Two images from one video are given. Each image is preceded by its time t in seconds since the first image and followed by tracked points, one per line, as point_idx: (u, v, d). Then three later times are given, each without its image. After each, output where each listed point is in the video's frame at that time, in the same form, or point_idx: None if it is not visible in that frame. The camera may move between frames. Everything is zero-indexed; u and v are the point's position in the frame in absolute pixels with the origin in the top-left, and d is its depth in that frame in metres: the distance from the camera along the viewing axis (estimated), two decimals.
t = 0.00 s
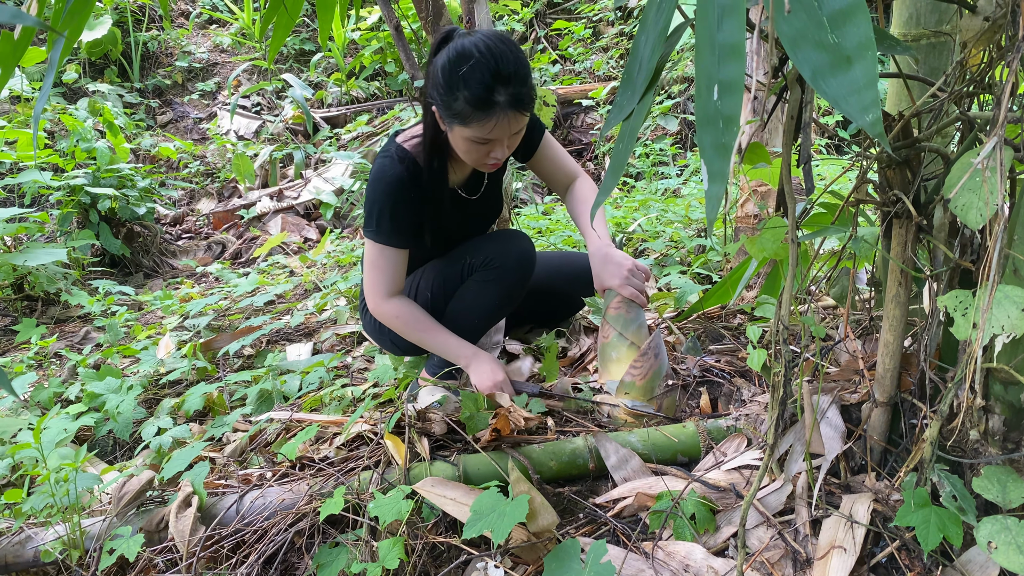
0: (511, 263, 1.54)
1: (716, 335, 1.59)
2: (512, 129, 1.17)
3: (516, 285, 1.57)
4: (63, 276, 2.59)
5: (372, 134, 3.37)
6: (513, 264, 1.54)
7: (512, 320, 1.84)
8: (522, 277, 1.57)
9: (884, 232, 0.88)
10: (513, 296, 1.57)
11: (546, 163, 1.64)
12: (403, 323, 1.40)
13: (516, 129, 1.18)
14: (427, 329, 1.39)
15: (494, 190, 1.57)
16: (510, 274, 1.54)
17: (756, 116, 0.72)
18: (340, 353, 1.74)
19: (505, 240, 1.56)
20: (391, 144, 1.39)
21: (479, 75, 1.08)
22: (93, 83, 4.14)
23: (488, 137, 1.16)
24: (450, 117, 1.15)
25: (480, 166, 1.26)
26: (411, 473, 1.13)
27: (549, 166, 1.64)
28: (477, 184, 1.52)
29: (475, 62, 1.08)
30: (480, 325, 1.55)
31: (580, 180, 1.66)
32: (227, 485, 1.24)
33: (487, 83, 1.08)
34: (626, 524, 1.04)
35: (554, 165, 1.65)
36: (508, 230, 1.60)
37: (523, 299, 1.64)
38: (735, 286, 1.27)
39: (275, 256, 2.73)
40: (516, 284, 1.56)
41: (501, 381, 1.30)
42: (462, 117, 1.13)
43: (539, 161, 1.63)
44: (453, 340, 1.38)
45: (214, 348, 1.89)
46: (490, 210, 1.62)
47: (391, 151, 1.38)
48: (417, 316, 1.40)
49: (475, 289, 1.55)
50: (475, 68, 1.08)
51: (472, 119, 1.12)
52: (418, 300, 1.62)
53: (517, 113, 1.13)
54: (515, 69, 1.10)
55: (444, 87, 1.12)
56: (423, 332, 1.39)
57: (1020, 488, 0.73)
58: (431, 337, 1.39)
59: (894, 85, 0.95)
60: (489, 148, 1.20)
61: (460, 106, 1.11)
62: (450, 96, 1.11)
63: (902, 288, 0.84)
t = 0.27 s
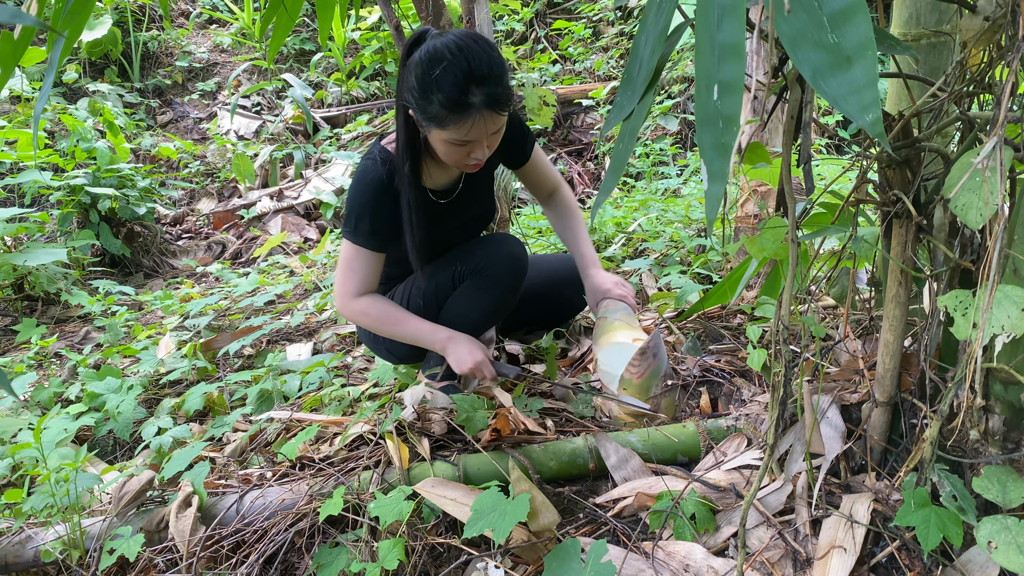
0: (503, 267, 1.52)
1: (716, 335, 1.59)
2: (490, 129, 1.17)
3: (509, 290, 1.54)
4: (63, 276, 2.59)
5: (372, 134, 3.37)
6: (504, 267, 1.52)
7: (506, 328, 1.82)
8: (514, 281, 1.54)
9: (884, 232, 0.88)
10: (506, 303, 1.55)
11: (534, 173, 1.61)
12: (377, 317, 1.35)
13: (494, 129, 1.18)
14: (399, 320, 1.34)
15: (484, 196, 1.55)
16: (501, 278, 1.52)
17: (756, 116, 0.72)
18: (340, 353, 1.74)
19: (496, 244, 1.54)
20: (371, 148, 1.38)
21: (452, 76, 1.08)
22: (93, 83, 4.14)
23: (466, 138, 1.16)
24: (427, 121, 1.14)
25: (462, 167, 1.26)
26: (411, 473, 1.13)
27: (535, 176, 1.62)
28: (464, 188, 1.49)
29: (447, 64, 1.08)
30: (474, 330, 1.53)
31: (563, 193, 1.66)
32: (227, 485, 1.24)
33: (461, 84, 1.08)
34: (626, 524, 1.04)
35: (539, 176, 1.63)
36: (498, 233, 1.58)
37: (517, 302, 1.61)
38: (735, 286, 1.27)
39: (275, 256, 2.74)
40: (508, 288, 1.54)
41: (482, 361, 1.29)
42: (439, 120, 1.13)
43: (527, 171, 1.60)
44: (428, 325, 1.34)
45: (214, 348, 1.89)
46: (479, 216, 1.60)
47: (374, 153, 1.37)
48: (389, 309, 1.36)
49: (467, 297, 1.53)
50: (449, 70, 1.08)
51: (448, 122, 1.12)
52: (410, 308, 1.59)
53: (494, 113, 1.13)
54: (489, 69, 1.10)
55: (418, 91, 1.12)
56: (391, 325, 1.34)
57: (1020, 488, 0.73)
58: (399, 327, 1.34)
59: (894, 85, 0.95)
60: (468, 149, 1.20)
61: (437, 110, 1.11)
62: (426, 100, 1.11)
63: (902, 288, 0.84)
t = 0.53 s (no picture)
0: (499, 268, 1.51)
1: (716, 335, 1.58)
2: (488, 135, 1.17)
3: (504, 291, 1.54)
4: (63, 275, 2.59)
5: (372, 134, 3.37)
6: (500, 268, 1.51)
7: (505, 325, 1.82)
8: (510, 281, 1.54)
9: (884, 232, 0.88)
10: (503, 303, 1.55)
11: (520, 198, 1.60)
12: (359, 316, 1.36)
13: (493, 134, 1.19)
14: (378, 321, 1.36)
15: (482, 202, 1.55)
16: (497, 279, 1.51)
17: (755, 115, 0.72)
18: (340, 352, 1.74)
19: (491, 244, 1.53)
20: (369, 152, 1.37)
21: (449, 82, 1.08)
22: (93, 82, 4.14)
23: (464, 145, 1.16)
24: (425, 128, 1.14)
25: (462, 172, 1.26)
26: (411, 473, 1.13)
27: (520, 202, 1.60)
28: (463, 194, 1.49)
29: (444, 71, 1.08)
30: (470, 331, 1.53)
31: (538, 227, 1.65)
32: (226, 485, 1.24)
33: (459, 91, 1.08)
34: (626, 523, 1.04)
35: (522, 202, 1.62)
36: (493, 232, 1.57)
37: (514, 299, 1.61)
38: (735, 286, 1.27)
39: (275, 255, 2.73)
40: (505, 288, 1.53)
41: (458, 361, 1.30)
42: (437, 127, 1.13)
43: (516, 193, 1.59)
44: (407, 327, 1.35)
45: (214, 347, 1.89)
46: (476, 220, 1.60)
47: (371, 158, 1.36)
48: (370, 309, 1.37)
49: (463, 297, 1.52)
50: (446, 78, 1.08)
51: (447, 128, 1.12)
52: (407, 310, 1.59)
53: (492, 119, 1.14)
54: (486, 75, 1.10)
55: (415, 98, 1.12)
56: (371, 325, 1.35)
57: (1020, 487, 0.73)
58: (380, 326, 1.35)
59: (893, 84, 0.95)
60: (467, 155, 1.20)
61: (434, 117, 1.11)
62: (423, 107, 1.11)
63: (902, 287, 0.84)
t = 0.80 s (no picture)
0: (497, 266, 1.50)
1: (716, 334, 1.58)
2: (489, 145, 1.17)
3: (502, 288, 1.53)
4: (62, 275, 2.59)
5: (372, 133, 3.37)
6: (498, 265, 1.50)
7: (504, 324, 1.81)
8: (509, 279, 1.53)
9: (884, 231, 0.88)
10: (501, 300, 1.54)
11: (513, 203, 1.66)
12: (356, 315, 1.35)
13: (494, 143, 1.19)
14: (374, 321, 1.35)
15: (481, 201, 1.55)
16: (495, 276, 1.51)
17: (755, 114, 0.72)
18: (340, 352, 1.74)
19: (489, 241, 1.53)
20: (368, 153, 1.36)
21: (452, 94, 1.07)
22: (93, 81, 4.14)
23: (466, 154, 1.16)
24: (427, 137, 1.14)
25: (461, 179, 1.27)
26: (411, 472, 1.13)
27: (514, 206, 1.66)
28: (461, 198, 1.50)
29: (447, 82, 1.08)
30: (468, 329, 1.52)
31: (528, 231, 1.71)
32: (225, 484, 1.24)
33: (460, 103, 1.07)
34: (625, 522, 1.04)
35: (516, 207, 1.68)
36: (492, 231, 1.56)
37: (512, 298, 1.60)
38: (735, 285, 1.27)
39: (274, 255, 2.73)
40: (502, 285, 1.53)
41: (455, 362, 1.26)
42: (439, 138, 1.12)
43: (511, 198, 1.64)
44: (402, 328, 1.34)
45: (213, 347, 1.89)
46: (473, 221, 1.60)
47: (370, 159, 1.36)
48: (366, 309, 1.36)
49: (460, 295, 1.52)
50: (448, 89, 1.07)
51: (448, 139, 1.12)
52: (406, 309, 1.59)
53: (494, 130, 1.14)
54: (489, 86, 1.09)
55: (417, 107, 1.11)
56: (367, 325, 1.34)
57: (1020, 486, 0.73)
58: (375, 327, 1.34)
59: (893, 83, 0.95)
60: (467, 164, 1.20)
61: (436, 128, 1.11)
62: (425, 117, 1.11)
63: (902, 286, 0.84)
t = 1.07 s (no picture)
0: (494, 266, 1.50)
1: (716, 333, 1.58)
2: (493, 143, 1.17)
3: (498, 288, 1.53)
4: (62, 273, 2.59)
5: (372, 132, 3.37)
6: (495, 265, 1.50)
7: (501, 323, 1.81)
8: (506, 279, 1.53)
9: (884, 229, 0.87)
10: (498, 300, 1.54)
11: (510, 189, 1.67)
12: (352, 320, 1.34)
13: (498, 142, 1.19)
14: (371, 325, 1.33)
15: (478, 201, 1.56)
16: (492, 276, 1.51)
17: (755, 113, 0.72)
18: (339, 351, 1.73)
19: (485, 241, 1.53)
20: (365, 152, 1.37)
21: (457, 92, 1.07)
22: (92, 80, 4.14)
23: (470, 153, 1.16)
24: (431, 136, 1.14)
25: (462, 178, 1.27)
26: (411, 471, 1.13)
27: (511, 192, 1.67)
28: (455, 198, 1.50)
29: (452, 80, 1.08)
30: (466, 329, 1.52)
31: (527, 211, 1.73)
32: (225, 483, 1.24)
33: (465, 100, 1.07)
34: (625, 521, 1.04)
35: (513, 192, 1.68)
36: (488, 230, 1.56)
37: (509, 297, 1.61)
38: (735, 283, 1.26)
39: (274, 254, 2.73)
40: (499, 285, 1.53)
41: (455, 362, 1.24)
42: (443, 136, 1.12)
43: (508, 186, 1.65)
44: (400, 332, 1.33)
45: (213, 346, 1.89)
46: (468, 221, 1.61)
47: (368, 158, 1.36)
48: (362, 312, 1.35)
49: (457, 296, 1.52)
50: (454, 87, 1.07)
51: (452, 137, 1.12)
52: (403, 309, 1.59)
53: (498, 128, 1.14)
54: (493, 85, 1.10)
55: (421, 105, 1.11)
56: (364, 328, 1.33)
57: (1020, 485, 0.73)
58: (372, 330, 1.33)
59: (893, 82, 0.94)
60: (470, 162, 1.20)
61: (441, 126, 1.10)
62: (430, 116, 1.10)
63: (902, 285, 0.84)
